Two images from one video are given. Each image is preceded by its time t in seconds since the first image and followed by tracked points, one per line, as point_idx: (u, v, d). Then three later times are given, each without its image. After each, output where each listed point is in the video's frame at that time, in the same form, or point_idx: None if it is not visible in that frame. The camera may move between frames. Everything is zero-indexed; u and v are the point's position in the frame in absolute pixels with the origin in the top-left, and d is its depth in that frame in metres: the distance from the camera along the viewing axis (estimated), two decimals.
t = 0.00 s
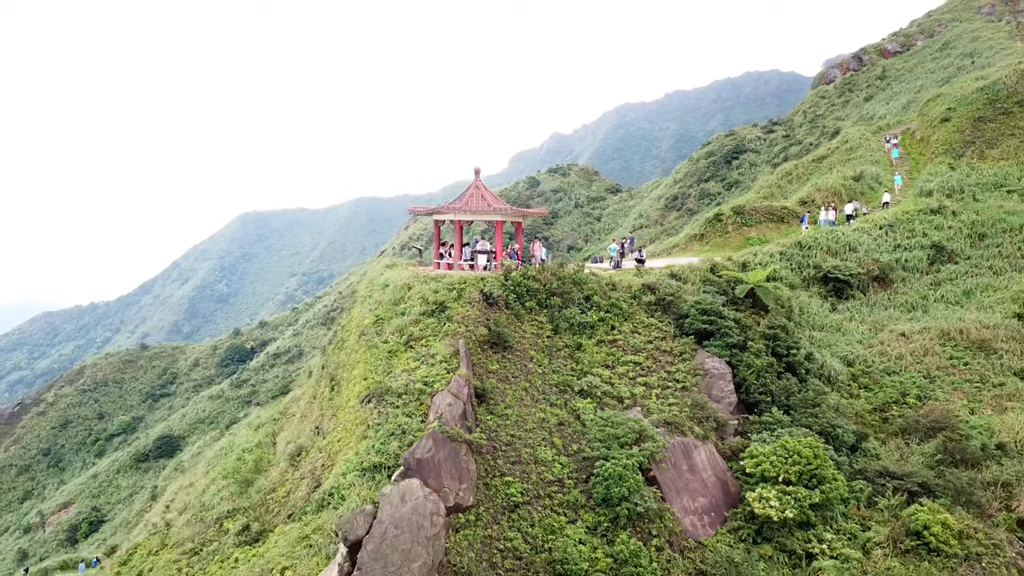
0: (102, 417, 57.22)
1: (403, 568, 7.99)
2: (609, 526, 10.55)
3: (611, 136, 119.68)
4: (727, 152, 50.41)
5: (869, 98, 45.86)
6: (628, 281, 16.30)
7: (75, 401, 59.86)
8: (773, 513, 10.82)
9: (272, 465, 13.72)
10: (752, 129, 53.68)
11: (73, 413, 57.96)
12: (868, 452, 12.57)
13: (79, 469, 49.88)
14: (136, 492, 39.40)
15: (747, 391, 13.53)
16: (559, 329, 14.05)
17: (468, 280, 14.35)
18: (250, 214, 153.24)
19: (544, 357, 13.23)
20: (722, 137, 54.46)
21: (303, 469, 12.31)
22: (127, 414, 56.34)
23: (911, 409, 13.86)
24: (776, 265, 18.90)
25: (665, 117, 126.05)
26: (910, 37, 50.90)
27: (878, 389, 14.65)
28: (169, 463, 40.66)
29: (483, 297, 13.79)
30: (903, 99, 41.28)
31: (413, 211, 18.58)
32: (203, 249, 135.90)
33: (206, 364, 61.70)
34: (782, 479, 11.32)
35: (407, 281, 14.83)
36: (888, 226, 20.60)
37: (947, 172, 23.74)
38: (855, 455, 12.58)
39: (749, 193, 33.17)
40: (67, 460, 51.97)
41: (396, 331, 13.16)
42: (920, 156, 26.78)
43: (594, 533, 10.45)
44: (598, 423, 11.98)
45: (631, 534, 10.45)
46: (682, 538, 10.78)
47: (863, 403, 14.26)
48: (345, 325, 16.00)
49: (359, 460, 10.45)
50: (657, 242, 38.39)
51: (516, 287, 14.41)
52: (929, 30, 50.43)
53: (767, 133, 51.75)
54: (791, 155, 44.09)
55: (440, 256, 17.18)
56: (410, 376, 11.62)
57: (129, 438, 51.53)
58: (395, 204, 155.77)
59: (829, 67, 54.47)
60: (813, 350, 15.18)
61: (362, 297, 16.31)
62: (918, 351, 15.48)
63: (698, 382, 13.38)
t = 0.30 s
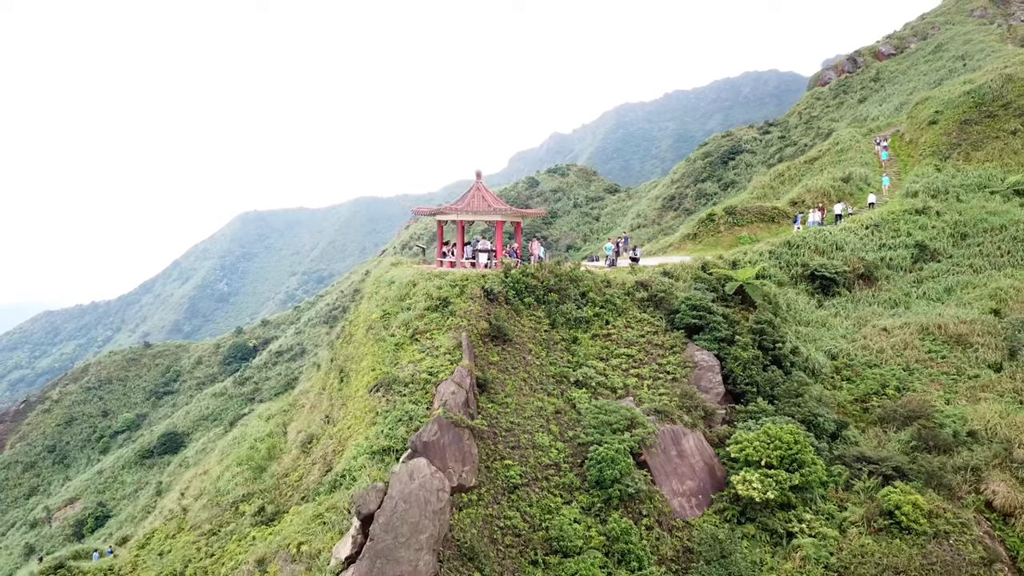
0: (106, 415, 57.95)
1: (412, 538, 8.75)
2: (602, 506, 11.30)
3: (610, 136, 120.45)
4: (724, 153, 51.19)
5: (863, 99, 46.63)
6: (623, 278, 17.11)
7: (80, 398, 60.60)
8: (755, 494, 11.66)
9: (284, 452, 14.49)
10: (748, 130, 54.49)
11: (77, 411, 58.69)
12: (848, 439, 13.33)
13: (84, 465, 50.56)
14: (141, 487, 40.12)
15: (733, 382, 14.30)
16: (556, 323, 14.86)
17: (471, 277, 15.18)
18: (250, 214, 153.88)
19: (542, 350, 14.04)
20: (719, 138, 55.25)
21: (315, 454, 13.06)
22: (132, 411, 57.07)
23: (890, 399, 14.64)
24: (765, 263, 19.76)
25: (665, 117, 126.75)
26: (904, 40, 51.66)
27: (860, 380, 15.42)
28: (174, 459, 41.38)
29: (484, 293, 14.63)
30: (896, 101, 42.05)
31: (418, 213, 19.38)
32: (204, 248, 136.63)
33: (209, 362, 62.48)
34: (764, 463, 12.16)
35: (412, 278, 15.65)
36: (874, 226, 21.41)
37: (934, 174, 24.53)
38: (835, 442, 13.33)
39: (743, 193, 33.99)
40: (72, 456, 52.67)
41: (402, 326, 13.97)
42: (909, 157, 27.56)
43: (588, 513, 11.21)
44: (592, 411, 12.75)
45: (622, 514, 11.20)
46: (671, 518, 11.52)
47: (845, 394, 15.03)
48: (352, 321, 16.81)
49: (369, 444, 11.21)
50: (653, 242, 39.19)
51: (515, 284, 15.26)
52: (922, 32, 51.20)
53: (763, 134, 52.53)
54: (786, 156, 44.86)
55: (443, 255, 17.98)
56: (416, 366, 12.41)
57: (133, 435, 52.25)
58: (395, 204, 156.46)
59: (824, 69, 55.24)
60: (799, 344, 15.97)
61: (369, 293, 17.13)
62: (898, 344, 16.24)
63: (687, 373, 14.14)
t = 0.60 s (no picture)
0: (111, 412, 58.66)
1: (418, 514, 9.51)
2: (596, 489, 12.07)
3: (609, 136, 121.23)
4: (721, 154, 51.97)
5: (858, 101, 47.40)
6: (618, 276, 17.90)
7: (84, 396, 61.32)
8: (740, 478, 12.46)
9: (295, 441, 15.27)
10: (745, 131, 55.27)
11: (81, 408, 59.40)
12: (829, 428, 14.09)
13: (89, 462, 51.27)
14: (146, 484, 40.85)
15: (722, 374, 15.09)
16: (553, 319, 15.65)
17: (472, 275, 16.00)
18: (251, 213, 154.58)
19: (540, 343, 14.83)
20: (716, 139, 56.03)
21: (326, 442, 13.83)
22: (136, 409, 57.78)
23: (871, 391, 15.41)
24: (755, 262, 20.57)
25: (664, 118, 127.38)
26: (898, 42, 52.41)
27: (843, 373, 16.20)
28: (178, 455, 42.11)
29: (485, 290, 15.45)
30: (889, 103, 42.82)
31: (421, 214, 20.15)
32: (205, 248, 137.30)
33: (212, 360, 63.24)
34: (749, 449, 12.97)
35: (417, 276, 16.49)
36: (861, 226, 22.18)
37: (920, 176, 25.32)
38: (817, 430, 14.10)
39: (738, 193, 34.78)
40: (77, 453, 53.38)
41: (408, 321, 14.79)
42: (898, 159, 28.35)
43: (583, 495, 11.99)
44: (587, 401, 13.52)
45: (615, 496, 11.95)
46: (661, 500, 12.28)
47: (829, 386, 15.82)
48: (359, 317, 17.63)
49: (378, 430, 12.00)
50: (650, 241, 39.99)
51: (514, 282, 16.08)
52: (916, 35, 51.95)
53: (759, 136, 53.31)
54: (781, 157, 45.62)
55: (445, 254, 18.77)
56: (422, 358, 13.21)
57: (137, 432, 52.96)
58: (396, 204, 157.15)
59: (820, 71, 56.02)
60: (785, 339, 16.76)
61: (375, 291, 17.98)
62: (880, 339, 17.02)
63: (678, 365, 14.90)
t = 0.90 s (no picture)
0: (115, 409, 59.38)
1: (425, 493, 10.29)
2: (591, 473, 12.87)
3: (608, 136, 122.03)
4: (717, 155, 52.79)
5: (852, 103, 48.19)
6: (613, 274, 18.72)
7: (88, 393, 62.05)
8: (726, 464, 13.26)
9: (306, 430, 16.07)
10: (741, 132, 56.08)
11: (86, 406, 60.12)
12: (812, 418, 14.90)
13: (94, 458, 51.99)
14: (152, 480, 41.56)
15: (711, 367, 15.90)
16: (551, 314, 16.46)
17: (474, 273, 16.84)
18: (251, 213, 155.33)
19: (538, 337, 15.63)
20: (712, 140, 56.85)
21: (335, 430, 14.61)
22: (140, 406, 58.51)
23: (853, 383, 16.22)
24: (745, 261, 21.41)
25: (663, 118, 128.08)
26: (892, 45, 53.18)
27: (827, 367, 17.01)
28: (183, 452, 42.85)
29: (486, 287, 16.27)
30: (882, 105, 43.61)
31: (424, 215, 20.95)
32: (206, 247, 138.01)
33: (215, 358, 64.03)
34: (735, 436, 13.77)
35: (422, 274, 17.34)
36: (848, 226, 22.99)
37: (908, 177, 26.12)
38: (801, 420, 14.90)
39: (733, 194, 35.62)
40: (82, 450, 54.09)
41: (413, 317, 15.62)
42: (887, 161, 29.15)
43: (578, 480, 12.80)
44: (583, 391, 14.32)
45: (609, 480, 12.76)
46: (652, 484, 13.08)
47: (814, 378, 16.62)
48: (366, 313, 18.46)
49: (387, 417, 12.80)
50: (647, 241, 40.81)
51: (514, 279, 16.90)
52: (910, 38, 52.72)
53: (755, 136, 54.12)
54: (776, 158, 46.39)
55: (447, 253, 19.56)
56: (427, 351, 14.02)
57: (142, 430, 53.70)
58: (396, 203, 157.90)
59: (815, 73, 56.82)
60: (773, 334, 17.57)
61: (381, 289, 18.82)
62: (864, 334, 17.83)
63: (669, 359, 15.69)
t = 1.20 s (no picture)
0: (119, 406, 60.18)
1: (431, 474, 11.06)
2: (586, 459, 13.71)
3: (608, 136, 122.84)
4: (714, 155, 53.60)
5: (846, 105, 48.98)
6: (609, 272, 19.57)
7: (94, 390, 62.87)
8: (713, 450, 14.10)
9: (316, 420, 16.89)
10: (738, 133, 56.92)
11: (91, 402, 60.93)
12: (796, 408, 15.74)
13: (99, 455, 52.76)
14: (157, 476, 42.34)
15: (701, 359, 16.74)
16: (549, 310, 17.31)
17: (476, 271, 17.69)
18: (252, 212, 156.14)
19: (537, 332, 16.47)
20: (709, 140, 57.71)
21: (345, 419, 15.44)
22: (144, 403, 59.32)
23: (837, 375, 17.07)
24: (736, 259, 22.33)
25: (662, 118, 128.91)
26: (887, 47, 53.98)
27: (813, 360, 17.84)
28: (188, 447, 43.61)
29: (487, 284, 17.14)
30: (875, 106, 44.42)
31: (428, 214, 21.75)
32: (206, 246, 138.77)
33: (219, 356, 64.92)
34: (722, 424, 14.63)
35: (426, 272, 18.22)
36: (836, 226, 23.84)
37: (896, 178, 26.94)
38: (786, 409, 15.74)
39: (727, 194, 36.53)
40: (87, 446, 54.89)
41: (419, 312, 16.48)
42: (876, 162, 30.00)
43: (574, 464, 13.64)
44: (579, 383, 15.14)
45: (603, 464, 13.59)
46: (644, 469, 13.90)
47: (799, 371, 17.48)
48: (372, 308, 19.32)
49: (395, 406, 13.62)
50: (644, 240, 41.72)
51: (514, 277, 17.77)
52: (904, 40, 53.50)
53: (751, 137, 54.94)
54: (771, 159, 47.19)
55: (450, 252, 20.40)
56: (432, 343, 14.86)
57: (146, 426, 54.50)
58: (396, 203, 158.60)
59: (811, 75, 57.65)
60: (761, 329, 18.42)
61: (386, 286, 19.67)
62: (848, 329, 18.68)
63: (661, 352, 16.53)
